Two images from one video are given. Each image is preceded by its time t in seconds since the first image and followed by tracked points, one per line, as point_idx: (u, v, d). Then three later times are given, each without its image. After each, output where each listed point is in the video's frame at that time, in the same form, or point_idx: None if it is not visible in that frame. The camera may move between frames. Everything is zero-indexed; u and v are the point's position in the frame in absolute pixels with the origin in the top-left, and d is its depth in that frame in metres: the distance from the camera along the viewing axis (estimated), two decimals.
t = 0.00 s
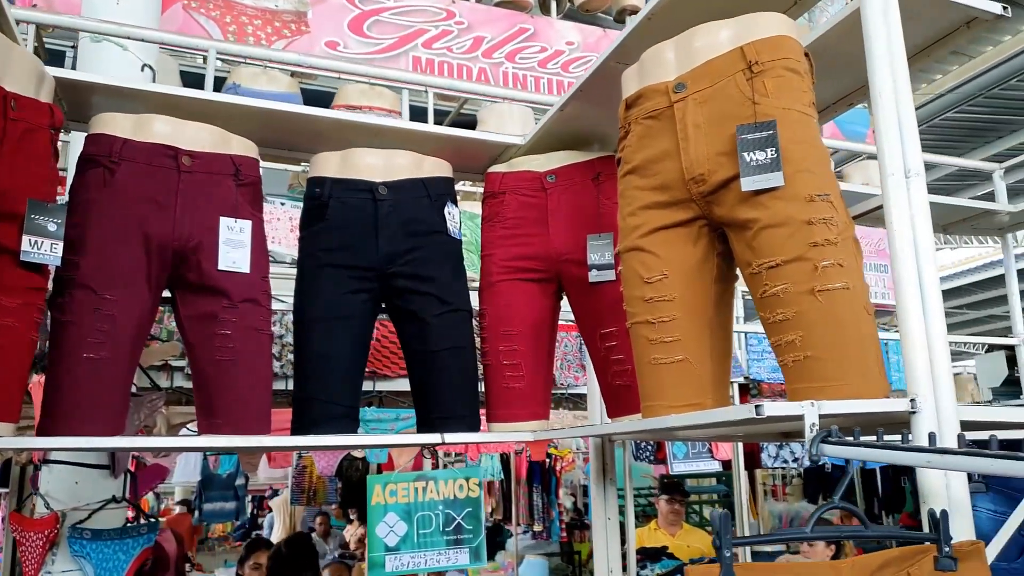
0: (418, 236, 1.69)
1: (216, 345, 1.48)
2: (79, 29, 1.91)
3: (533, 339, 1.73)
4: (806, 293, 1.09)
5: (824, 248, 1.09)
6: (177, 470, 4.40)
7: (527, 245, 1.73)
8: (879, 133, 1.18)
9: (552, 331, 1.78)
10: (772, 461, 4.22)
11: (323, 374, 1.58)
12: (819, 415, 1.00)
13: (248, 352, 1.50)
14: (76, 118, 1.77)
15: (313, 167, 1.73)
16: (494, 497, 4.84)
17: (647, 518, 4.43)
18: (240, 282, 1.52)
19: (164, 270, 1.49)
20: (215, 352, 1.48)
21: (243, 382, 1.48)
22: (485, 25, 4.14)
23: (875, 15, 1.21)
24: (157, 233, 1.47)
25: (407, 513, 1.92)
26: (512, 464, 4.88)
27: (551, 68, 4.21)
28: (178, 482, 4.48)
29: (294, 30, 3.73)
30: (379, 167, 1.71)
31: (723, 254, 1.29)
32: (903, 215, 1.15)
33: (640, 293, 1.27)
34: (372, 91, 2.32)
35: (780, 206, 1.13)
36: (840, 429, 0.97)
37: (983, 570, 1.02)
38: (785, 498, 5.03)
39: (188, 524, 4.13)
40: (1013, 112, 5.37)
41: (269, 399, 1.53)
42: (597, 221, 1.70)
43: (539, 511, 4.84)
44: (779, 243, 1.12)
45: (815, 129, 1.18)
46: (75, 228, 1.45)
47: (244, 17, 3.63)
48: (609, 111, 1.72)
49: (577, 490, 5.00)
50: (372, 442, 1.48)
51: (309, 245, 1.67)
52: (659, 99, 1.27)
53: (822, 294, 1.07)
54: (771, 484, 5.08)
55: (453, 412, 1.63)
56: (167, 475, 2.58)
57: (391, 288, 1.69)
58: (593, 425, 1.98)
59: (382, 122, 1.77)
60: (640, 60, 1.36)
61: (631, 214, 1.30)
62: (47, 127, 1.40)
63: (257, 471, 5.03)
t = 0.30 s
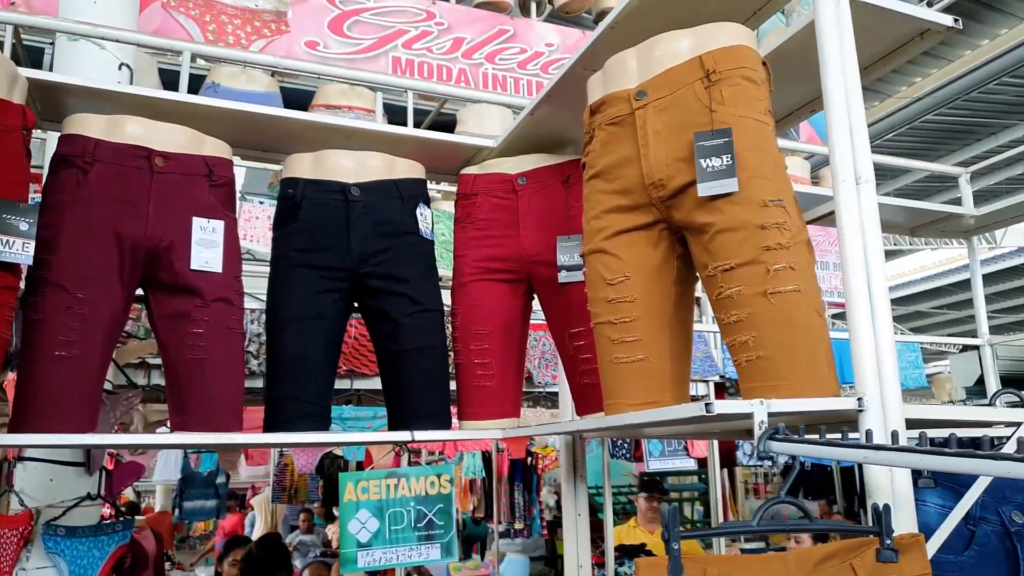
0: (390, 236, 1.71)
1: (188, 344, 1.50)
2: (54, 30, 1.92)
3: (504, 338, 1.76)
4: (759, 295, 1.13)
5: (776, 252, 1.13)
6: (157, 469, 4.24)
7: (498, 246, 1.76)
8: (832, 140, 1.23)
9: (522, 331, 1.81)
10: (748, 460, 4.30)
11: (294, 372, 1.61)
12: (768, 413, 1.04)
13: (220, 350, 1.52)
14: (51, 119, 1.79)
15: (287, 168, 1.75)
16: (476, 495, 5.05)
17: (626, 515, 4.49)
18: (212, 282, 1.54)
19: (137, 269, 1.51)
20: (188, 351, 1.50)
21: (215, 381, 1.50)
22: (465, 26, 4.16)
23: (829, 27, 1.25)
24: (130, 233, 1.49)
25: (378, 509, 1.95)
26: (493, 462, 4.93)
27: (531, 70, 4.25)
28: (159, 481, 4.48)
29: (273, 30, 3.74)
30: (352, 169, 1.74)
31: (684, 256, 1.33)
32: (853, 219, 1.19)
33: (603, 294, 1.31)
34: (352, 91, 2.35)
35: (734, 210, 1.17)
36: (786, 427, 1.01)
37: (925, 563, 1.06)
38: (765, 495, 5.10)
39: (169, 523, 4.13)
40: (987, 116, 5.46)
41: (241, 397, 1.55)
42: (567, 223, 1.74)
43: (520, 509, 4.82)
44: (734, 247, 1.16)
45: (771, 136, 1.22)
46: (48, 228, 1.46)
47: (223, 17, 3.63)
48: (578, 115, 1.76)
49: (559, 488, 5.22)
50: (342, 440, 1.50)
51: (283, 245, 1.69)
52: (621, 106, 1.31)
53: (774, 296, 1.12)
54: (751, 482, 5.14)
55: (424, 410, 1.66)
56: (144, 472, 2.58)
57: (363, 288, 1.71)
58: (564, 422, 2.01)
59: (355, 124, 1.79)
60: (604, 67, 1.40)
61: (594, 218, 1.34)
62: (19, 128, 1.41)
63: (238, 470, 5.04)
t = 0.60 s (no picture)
0: (370, 231, 1.74)
1: (169, 336, 1.52)
2: (36, 24, 1.93)
3: (483, 332, 1.79)
4: (725, 287, 1.16)
5: (742, 246, 1.16)
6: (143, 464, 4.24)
7: (477, 241, 1.79)
8: (798, 138, 1.26)
9: (501, 324, 1.84)
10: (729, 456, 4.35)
11: (275, 365, 1.63)
12: (732, 401, 1.07)
13: (200, 342, 1.54)
14: (32, 113, 1.80)
15: (269, 163, 1.77)
16: (463, 491, 5.08)
17: (609, 511, 4.54)
18: (193, 274, 1.56)
19: (118, 262, 1.53)
20: (168, 342, 1.52)
21: (195, 372, 1.52)
22: (450, 23, 4.17)
23: (797, 27, 1.29)
24: (111, 226, 1.50)
25: (358, 500, 1.97)
26: (478, 458, 4.96)
27: (516, 68, 4.28)
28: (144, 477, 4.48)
29: (259, 26, 3.75)
30: (333, 164, 1.76)
31: (656, 250, 1.36)
32: (818, 214, 1.22)
33: (577, 286, 1.34)
34: (336, 87, 2.37)
35: (703, 205, 1.20)
36: (748, 414, 1.04)
37: (883, 547, 1.09)
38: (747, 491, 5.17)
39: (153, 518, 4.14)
40: (968, 116, 5.53)
41: (221, 388, 1.57)
42: (544, 218, 1.77)
43: (506, 505, 4.92)
44: (702, 240, 1.19)
45: (740, 132, 1.25)
46: (29, 221, 1.47)
47: (209, 13, 3.64)
48: (557, 112, 1.79)
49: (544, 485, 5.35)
50: (321, 431, 1.53)
51: (264, 238, 1.71)
52: (595, 103, 1.34)
53: (739, 288, 1.15)
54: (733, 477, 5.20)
55: (403, 402, 1.68)
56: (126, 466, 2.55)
57: (344, 281, 1.74)
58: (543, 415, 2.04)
59: (336, 120, 1.81)
60: (580, 65, 1.43)
61: (569, 212, 1.37)
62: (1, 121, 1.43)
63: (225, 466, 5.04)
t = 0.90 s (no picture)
0: (362, 230, 1.76)
1: (163, 334, 1.54)
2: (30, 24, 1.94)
3: (474, 330, 1.81)
4: (711, 287, 1.19)
5: (727, 247, 1.19)
6: (135, 462, 4.28)
7: (468, 241, 1.81)
8: (783, 141, 1.29)
9: (492, 324, 1.86)
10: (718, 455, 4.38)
11: (268, 362, 1.64)
12: (715, 399, 1.09)
13: (193, 340, 1.56)
14: (26, 113, 1.80)
15: (262, 163, 1.79)
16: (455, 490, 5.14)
17: (600, 510, 4.56)
18: (187, 273, 1.58)
19: (112, 261, 1.54)
20: (162, 340, 1.53)
21: (188, 370, 1.53)
22: (443, 24, 4.19)
23: (781, 32, 1.31)
24: (105, 225, 1.52)
25: (349, 496, 2.00)
26: (469, 456, 4.98)
27: (508, 69, 4.30)
28: (135, 475, 4.48)
29: (252, 26, 3.76)
30: (325, 164, 1.78)
31: (643, 250, 1.39)
32: (801, 216, 1.25)
33: (566, 286, 1.36)
34: (329, 88, 2.39)
35: (688, 207, 1.23)
36: (732, 412, 1.06)
37: (863, 541, 1.11)
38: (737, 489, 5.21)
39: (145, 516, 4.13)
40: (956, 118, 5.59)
41: (214, 386, 1.59)
42: (535, 218, 1.79)
43: (497, 503, 4.96)
44: (688, 242, 1.22)
45: (725, 136, 1.28)
46: (24, 219, 1.49)
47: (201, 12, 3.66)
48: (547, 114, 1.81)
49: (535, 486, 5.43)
50: (312, 429, 1.55)
51: (257, 238, 1.73)
52: (584, 106, 1.37)
53: (724, 289, 1.18)
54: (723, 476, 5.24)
55: (395, 399, 1.70)
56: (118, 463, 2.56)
57: (336, 281, 1.76)
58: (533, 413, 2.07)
59: (329, 120, 1.83)
60: (569, 69, 1.45)
61: (558, 214, 1.40)
62: None
63: (217, 463, 5.05)
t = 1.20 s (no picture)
0: (364, 230, 1.78)
1: (168, 331, 1.55)
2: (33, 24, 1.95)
3: (474, 328, 1.83)
4: (710, 287, 1.21)
5: (726, 247, 1.22)
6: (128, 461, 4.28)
7: (469, 240, 1.83)
8: (780, 144, 1.31)
9: (491, 322, 1.89)
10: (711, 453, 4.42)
11: (270, 360, 1.66)
12: (715, 395, 1.11)
13: (197, 338, 1.57)
14: (30, 112, 1.82)
15: (264, 163, 1.81)
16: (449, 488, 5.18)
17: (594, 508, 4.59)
18: (192, 271, 1.59)
19: (118, 259, 1.56)
20: (167, 337, 1.55)
21: (192, 367, 1.55)
22: (440, 24, 4.20)
23: (779, 37, 1.34)
24: (111, 223, 1.53)
25: (351, 492, 2.01)
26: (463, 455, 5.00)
27: (504, 69, 4.32)
28: (131, 473, 4.49)
29: (250, 25, 3.77)
30: (328, 163, 1.80)
31: (643, 250, 1.41)
32: (798, 218, 1.28)
33: (567, 285, 1.39)
34: (328, 87, 2.40)
35: (687, 208, 1.25)
36: (731, 408, 1.08)
37: (858, 534, 1.12)
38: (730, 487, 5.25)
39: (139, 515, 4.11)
40: (948, 120, 5.66)
41: (217, 383, 1.60)
42: (534, 218, 1.82)
43: (491, 501, 4.84)
44: (688, 242, 1.25)
45: (724, 139, 1.30)
46: (31, 218, 1.50)
47: (200, 11, 3.67)
48: (547, 116, 1.84)
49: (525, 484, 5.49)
50: (314, 425, 1.56)
51: (259, 237, 1.75)
52: (585, 109, 1.39)
53: (723, 288, 1.20)
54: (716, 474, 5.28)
55: (396, 396, 1.72)
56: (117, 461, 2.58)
57: (337, 279, 1.77)
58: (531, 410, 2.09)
59: (331, 121, 1.85)
60: (571, 72, 1.48)
61: (559, 214, 1.42)
62: (5, 120, 1.45)
63: (211, 461, 5.06)
